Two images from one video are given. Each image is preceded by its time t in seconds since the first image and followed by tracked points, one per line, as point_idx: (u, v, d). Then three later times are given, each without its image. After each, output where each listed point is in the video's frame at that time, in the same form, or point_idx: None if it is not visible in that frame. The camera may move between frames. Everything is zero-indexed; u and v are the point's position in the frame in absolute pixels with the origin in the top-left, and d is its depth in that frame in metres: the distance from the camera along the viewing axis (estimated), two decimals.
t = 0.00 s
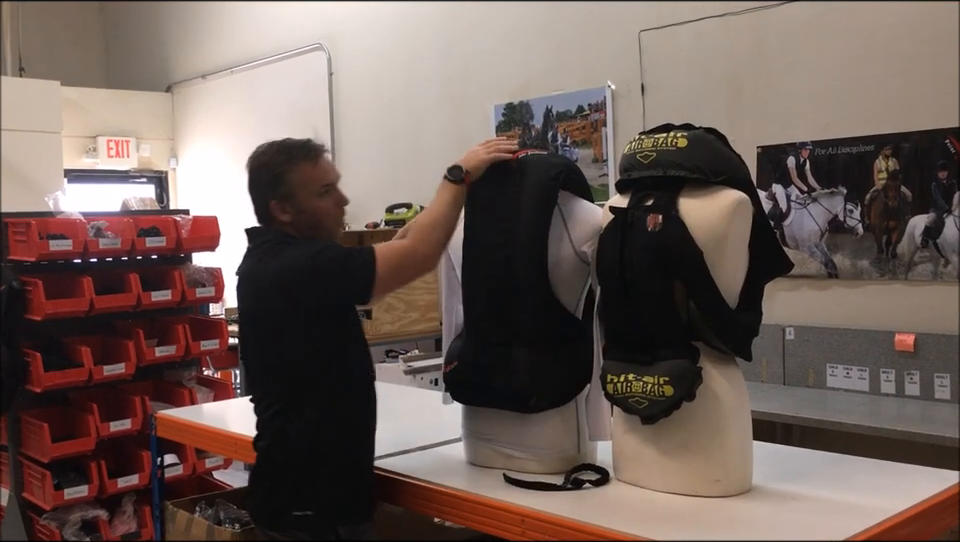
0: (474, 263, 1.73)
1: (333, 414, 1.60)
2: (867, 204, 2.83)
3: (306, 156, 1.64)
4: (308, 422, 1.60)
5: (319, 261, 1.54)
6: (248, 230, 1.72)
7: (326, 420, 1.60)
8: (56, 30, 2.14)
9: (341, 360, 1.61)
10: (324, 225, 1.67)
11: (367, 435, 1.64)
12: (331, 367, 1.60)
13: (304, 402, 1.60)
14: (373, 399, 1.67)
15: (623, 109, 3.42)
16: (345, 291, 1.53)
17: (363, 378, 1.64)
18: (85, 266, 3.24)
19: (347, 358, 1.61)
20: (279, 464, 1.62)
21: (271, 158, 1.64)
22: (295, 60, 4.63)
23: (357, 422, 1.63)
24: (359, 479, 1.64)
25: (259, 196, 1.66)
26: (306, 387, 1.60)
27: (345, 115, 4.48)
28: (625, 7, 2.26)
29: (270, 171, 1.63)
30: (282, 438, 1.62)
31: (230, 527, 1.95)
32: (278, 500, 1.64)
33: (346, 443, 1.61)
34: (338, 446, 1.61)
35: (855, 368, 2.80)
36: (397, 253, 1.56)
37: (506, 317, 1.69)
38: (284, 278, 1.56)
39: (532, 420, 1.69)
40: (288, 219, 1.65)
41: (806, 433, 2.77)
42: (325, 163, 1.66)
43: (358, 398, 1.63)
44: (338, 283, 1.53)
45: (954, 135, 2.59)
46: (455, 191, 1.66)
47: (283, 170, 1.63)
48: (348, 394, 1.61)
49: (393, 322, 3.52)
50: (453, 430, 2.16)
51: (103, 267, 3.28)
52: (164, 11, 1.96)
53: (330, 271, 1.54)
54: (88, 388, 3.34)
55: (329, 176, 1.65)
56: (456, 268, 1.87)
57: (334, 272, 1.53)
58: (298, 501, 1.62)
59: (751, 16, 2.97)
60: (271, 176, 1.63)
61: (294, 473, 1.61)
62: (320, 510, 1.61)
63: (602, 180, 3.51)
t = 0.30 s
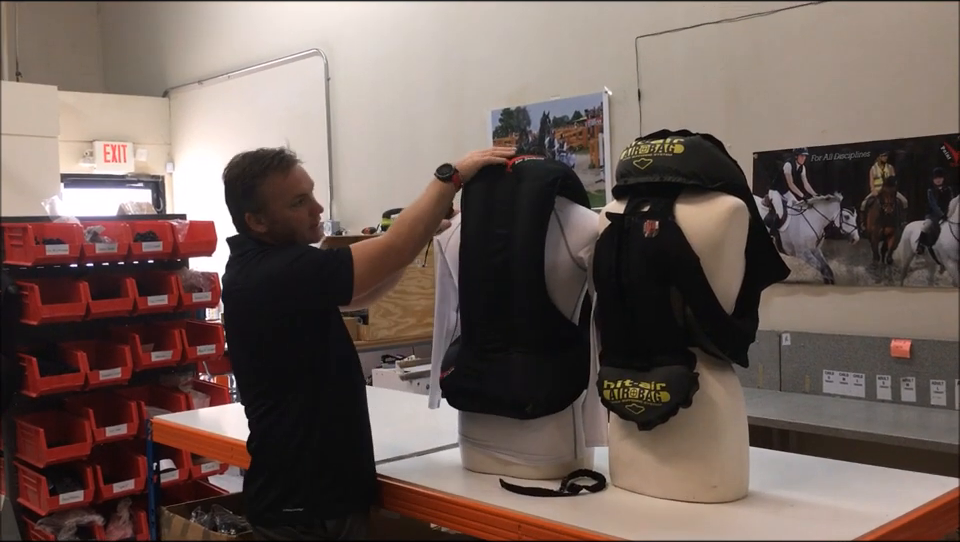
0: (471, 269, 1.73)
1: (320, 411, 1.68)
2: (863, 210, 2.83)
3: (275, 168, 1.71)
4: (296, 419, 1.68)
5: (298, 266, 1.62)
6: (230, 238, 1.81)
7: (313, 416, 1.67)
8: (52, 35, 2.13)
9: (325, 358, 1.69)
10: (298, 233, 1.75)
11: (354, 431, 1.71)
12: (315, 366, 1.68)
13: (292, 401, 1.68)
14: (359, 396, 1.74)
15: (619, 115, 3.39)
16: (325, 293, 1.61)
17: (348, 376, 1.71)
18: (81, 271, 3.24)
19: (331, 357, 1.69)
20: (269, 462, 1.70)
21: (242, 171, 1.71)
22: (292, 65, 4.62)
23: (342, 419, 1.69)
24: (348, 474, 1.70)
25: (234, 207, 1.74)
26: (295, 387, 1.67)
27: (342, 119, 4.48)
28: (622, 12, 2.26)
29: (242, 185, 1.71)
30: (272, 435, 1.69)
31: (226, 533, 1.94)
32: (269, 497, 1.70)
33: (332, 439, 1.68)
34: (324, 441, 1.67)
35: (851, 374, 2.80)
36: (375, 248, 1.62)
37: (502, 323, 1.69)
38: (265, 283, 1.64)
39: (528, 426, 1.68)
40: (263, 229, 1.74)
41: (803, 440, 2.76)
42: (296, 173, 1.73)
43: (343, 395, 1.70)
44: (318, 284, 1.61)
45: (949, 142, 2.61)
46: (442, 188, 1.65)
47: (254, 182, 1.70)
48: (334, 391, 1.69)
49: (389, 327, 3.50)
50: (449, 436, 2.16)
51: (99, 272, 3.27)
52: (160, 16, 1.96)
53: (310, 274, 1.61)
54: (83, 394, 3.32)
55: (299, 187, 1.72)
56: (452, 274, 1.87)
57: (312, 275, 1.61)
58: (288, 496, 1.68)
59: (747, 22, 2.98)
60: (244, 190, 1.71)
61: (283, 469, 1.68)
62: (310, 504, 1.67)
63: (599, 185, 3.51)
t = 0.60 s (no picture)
0: (467, 275, 1.73)
1: (310, 418, 1.68)
2: (858, 218, 2.85)
3: (263, 177, 1.71)
4: (284, 426, 1.67)
5: (287, 274, 1.62)
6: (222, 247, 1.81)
7: (303, 422, 1.67)
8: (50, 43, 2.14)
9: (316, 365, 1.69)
10: (288, 241, 1.75)
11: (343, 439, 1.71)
12: (306, 373, 1.68)
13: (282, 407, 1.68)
14: (350, 403, 1.73)
15: (616, 121, 3.42)
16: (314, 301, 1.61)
17: (338, 384, 1.71)
18: (77, 277, 3.23)
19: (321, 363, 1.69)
20: (257, 467, 1.70)
21: (230, 181, 1.71)
22: (290, 71, 4.63)
23: (332, 427, 1.69)
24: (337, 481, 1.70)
25: (224, 217, 1.74)
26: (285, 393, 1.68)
27: (339, 126, 4.48)
28: (618, 20, 2.27)
29: (230, 195, 1.71)
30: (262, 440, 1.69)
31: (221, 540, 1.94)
32: (257, 502, 1.71)
33: (321, 446, 1.68)
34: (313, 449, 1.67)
35: (846, 381, 2.81)
36: (363, 254, 1.62)
37: (498, 330, 1.69)
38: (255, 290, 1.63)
39: (523, 433, 1.68)
40: (252, 238, 1.73)
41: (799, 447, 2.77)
42: (284, 181, 1.73)
43: (334, 403, 1.70)
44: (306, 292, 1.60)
45: (944, 150, 2.61)
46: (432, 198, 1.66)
47: (242, 192, 1.70)
48: (324, 399, 1.69)
49: (386, 334, 3.51)
50: (445, 443, 2.15)
51: (95, 278, 3.26)
52: (159, 24, 1.97)
53: (299, 283, 1.61)
54: (79, 400, 3.32)
55: (287, 196, 1.72)
56: (448, 280, 1.86)
57: (301, 282, 1.61)
58: (277, 502, 1.68)
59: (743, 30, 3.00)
60: (232, 199, 1.71)
61: (272, 475, 1.68)
62: (298, 511, 1.67)
63: (595, 192, 3.53)
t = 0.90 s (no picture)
0: (466, 280, 1.73)
1: (305, 424, 1.67)
2: (856, 223, 2.84)
3: (259, 181, 1.71)
4: (280, 432, 1.67)
5: (282, 278, 1.61)
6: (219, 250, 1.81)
7: (297, 428, 1.67)
8: (50, 47, 2.14)
9: (311, 371, 1.68)
10: (284, 244, 1.75)
11: (338, 445, 1.70)
12: (301, 380, 1.67)
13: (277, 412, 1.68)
14: (346, 410, 1.73)
15: (614, 126, 3.41)
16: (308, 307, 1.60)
17: (334, 390, 1.71)
18: (75, 281, 3.22)
19: (317, 370, 1.68)
20: (251, 473, 1.70)
21: (225, 185, 1.71)
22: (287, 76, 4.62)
23: (327, 434, 1.69)
24: (331, 488, 1.69)
25: (219, 220, 1.74)
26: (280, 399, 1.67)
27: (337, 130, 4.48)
28: (615, 24, 2.27)
29: (226, 198, 1.71)
30: (257, 445, 1.69)
31: None
32: (250, 507, 1.70)
33: (315, 453, 1.67)
34: (308, 455, 1.67)
35: (845, 386, 2.80)
36: (361, 258, 1.61)
37: (496, 335, 1.69)
38: (251, 294, 1.63)
39: (521, 438, 1.68)
40: (248, 241, 1.74)
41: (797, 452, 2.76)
42: (280, 184, 1.73)
43: (329, 409, 1.69)
44: (301, 298, 1.60)
45: (942, 154, 2.60)
46: (428, 202, 1.66)
47: (237, 195, 1.70)
48: (319, 405, 1.68)
49: (384, 338, 3.51)
50: (442, 447, 2.15)
51: (93, 282, 3.25)
52: (157, 28, 1.97)
53: (294, 288, 1.60)
54: (76, 404, 3.31)
55: (284, 199, 1.72)
56: (446, 285, 1.87)
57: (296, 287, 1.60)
58: (270, 507, 1.68)
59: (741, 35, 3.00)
60: (228, 202, 1.71)
61: (266, 480, 1.68)
62: (290, 518, 1.66)
63: (593, 197, 3.53)
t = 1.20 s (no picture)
0: (466, 282, 1.73)
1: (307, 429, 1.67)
2: (856, 225, 2.87)
3: (265, 180, 1.71)
4: (282, 439, 1.67)
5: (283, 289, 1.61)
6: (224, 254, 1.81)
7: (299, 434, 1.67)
8: (50, 48, 2.14)
9: (313, 376, 1.67)
10: (289, 245, 1.75)
11: (340, 449, 1.70)
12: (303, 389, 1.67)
13: (279, 417, 1.68)
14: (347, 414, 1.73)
15: (614, 128, 3.47)
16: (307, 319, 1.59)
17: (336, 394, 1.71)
18: (74, 283, 3.23)
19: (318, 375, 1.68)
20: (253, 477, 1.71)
21: (231, 186, 1.72)
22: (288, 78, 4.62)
23: (328, 442, 1.69)
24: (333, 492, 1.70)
25: (225, 222, 1.74)
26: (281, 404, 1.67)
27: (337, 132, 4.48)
28: (615, 26, 2.27)
29: (232, 198, 1.71)
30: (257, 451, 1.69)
31: None
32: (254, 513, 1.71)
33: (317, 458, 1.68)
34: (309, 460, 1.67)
35: (845, 388, 2.81)
36: (360, 323, 1.57)
37: (497, 337, 1.69)
38: (250, 306, 1.63)
39: (521, 440, 1.68)
40: (255, 242, 1.73)
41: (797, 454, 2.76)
42: (285, 183, 1.74)
43: (330, 414, 1.69)
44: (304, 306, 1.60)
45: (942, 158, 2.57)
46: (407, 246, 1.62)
47: (243, 195, 1.70)
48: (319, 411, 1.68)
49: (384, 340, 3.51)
50: (442, 449, 2.15)
51: (92, 283, 3.26)
52: (158, 30, 1.98)
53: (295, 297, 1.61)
54: (75, 406, 3.31)
55: (289, 198, 1.72)
56: (446, 286, 1.87)
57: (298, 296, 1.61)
58: (272, 513, 1.69)
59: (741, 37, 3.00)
60: (234, 202, 1.71)
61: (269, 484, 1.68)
62: (292, 523, 1.67)
63: (593, 199, 3.54)
